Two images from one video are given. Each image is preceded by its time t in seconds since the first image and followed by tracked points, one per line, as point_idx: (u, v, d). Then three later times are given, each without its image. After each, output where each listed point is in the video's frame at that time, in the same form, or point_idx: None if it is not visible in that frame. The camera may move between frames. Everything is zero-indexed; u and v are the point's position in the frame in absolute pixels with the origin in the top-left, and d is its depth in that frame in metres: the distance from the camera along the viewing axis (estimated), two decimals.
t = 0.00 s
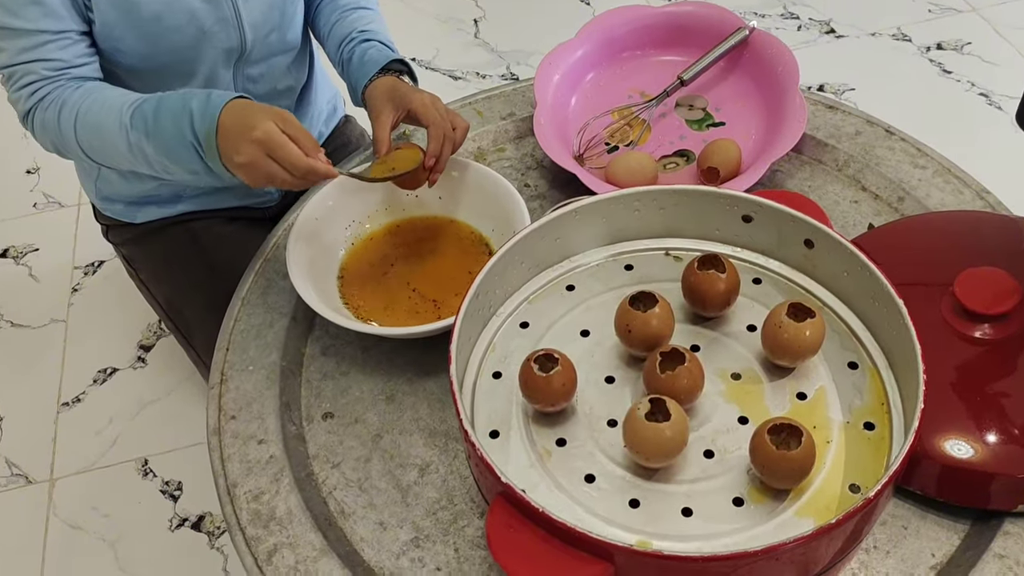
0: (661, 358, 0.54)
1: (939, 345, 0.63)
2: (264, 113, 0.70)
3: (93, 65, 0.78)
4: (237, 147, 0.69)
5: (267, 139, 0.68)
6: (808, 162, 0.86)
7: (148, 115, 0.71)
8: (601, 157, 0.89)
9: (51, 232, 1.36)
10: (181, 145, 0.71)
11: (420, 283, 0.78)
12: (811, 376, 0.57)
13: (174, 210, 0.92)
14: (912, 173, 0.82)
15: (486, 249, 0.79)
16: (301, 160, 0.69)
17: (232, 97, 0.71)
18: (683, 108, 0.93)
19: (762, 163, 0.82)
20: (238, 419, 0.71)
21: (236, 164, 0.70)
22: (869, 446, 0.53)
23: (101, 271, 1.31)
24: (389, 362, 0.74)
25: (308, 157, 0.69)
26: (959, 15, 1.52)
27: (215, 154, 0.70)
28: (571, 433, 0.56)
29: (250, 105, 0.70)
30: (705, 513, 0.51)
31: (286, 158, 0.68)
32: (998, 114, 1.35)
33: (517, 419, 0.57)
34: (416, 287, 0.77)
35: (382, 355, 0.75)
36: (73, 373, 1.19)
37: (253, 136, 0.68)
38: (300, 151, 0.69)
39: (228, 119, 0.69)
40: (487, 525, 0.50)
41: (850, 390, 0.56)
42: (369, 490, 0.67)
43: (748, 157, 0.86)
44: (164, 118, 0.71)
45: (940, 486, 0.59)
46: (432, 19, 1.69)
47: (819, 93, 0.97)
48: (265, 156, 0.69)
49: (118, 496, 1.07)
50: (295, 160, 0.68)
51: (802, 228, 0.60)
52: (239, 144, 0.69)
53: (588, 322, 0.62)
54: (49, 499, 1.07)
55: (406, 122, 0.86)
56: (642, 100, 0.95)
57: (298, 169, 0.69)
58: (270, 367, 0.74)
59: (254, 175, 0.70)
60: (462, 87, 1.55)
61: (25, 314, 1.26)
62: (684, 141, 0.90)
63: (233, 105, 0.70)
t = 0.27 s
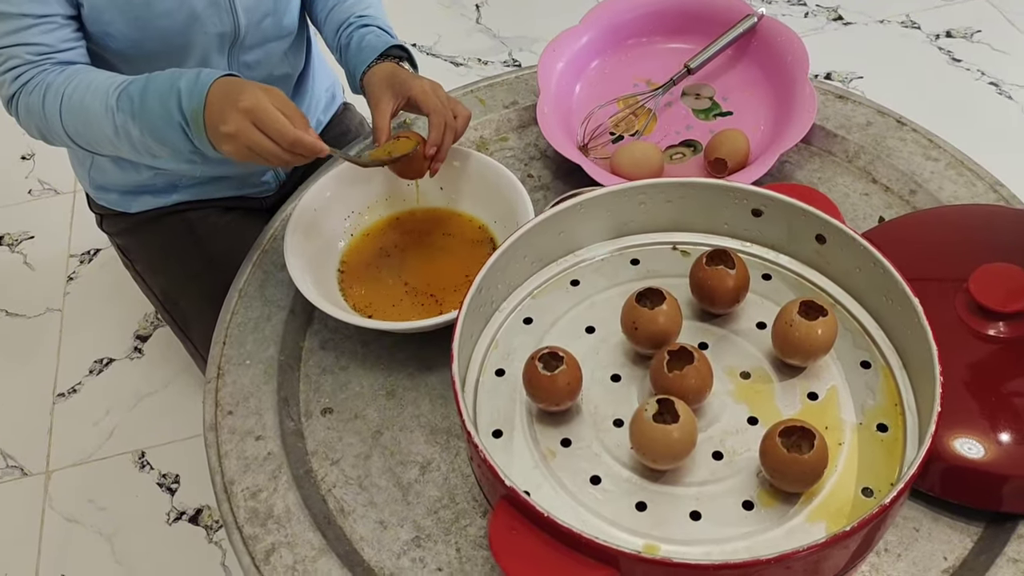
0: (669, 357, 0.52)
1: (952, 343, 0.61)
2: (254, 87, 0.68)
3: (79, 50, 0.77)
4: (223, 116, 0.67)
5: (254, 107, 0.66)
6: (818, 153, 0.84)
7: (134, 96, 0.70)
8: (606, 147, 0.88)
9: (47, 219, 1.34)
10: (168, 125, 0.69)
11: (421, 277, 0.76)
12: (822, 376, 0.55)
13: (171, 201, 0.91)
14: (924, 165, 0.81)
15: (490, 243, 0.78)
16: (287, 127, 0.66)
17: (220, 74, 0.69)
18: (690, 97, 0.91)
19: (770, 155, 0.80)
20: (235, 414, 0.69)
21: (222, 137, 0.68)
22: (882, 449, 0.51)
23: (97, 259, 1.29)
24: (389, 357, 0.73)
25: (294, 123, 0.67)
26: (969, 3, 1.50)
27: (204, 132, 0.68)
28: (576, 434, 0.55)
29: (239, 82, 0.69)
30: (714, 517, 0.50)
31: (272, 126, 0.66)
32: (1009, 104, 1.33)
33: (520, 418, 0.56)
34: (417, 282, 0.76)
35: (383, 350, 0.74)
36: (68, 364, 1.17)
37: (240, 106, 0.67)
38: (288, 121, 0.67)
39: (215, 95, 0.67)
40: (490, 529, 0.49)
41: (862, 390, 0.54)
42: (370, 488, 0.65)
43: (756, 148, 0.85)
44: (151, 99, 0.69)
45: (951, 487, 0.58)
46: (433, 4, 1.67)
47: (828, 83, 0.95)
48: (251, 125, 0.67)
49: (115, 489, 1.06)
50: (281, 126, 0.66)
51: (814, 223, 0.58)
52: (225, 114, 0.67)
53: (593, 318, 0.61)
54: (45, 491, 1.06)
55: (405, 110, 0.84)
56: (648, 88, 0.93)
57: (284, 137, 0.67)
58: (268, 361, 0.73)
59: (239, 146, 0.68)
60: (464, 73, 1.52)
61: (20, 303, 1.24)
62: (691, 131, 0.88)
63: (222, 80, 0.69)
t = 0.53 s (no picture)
0: (696, 371, 0.51)
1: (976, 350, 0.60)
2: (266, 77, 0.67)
3: (80, 55, 0.75)
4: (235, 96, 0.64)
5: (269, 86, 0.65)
6: (834, 154, 0.83)
7: (144, 104, 0.68)
8: (618, 149, 0.87)
9: (46, 221, 1.32)
10: (178, 133, 0.67)
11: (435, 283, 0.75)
12: (850, 388, 0.54)
13: (173, 204, 0.89)
14: (942, 166, 0.79)
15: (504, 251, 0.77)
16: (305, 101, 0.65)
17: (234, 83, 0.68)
18: (702, 98, 0.91)
19: (787, 156, 0.79)
20: (247, 426, 0.68)
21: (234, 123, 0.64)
22: (914, 464, 0.50)
23: (98, 262, 1.28)
24: (402, 366, 0.72)
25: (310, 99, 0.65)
26: None
27: (216, 140, 0.67)
28: (600, 448, 0.53)
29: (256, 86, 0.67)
30: (743, 535, 0.49)
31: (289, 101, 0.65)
32: (1019, 100, 1.32)
33: (542, 432, 0.54)
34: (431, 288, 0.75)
35: (396, 359, 0.73)
36: (71, 369, 1.16)
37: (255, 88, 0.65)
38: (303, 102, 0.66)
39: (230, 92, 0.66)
40: (516, 550, 0.48)
41: (891, 402, 0.53)
42: (385, 501, 0.64)
43: (771, 149, 0.84)
44: (162, 108, 0.67)
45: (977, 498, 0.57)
46: None
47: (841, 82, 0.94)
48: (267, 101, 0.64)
49: (120, 497, 1.04)
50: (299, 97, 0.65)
51: (839, 231, 0.57)
52: (237, 91, 0.64)
53: (613, 328, 0.60)
54: (49, 500, 1.05)
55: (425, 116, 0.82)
56: (660, 88, 0.92)
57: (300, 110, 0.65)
58: (279, 372, 0.71)
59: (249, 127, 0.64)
60: (467, 70, 1.51)
61: (20, 307, 1.23)
62: (703, 132, 0.88)
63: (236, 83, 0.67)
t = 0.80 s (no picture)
0: (708, 376, 0.50)
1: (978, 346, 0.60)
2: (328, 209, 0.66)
3: (92, 66, 0.72)
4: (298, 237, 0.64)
5: (334, 231, 0.64)
6: (827, 148, 0.82)
7: (201, 182, 0.67)
8: (610, 147, 0.86)
9: (18, 228, 1.29)
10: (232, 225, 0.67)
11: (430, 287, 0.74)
12: (860, 388, 0.54)
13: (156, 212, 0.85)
14: (936, 159, 0.79)
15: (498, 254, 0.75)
16: (367, 251, 0.64)
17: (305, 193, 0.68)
18: (693, 93, 0.90)
19: (781, 151, 0.78)
20: (241, 439, 0.66)
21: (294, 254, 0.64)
22: (929, 464, 0.50)
23: (74, 269, 1.24)
24: (399, 373, 0.70)
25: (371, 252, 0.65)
26: None
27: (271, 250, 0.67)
28: (610, 456, 0.52)
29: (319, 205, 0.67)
30: (760, 542, 0.48)
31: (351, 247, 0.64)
32: (999, 89, 1.33)
33: (551, 441, 0.53)
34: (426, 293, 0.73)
35: (392, 366, 0.71)
36: (50, 381, 1.13)
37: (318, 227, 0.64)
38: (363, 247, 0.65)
39: (292, 211, 0.66)
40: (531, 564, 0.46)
41: (902, 402, 0.53)
42: (387, 513, 0.62)
43: (765, 145, 0.83)
44: (220, 193, 0.67)
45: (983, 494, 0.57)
46: None
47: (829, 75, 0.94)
48: (329, 248, 0.64)
49: (105, 511, 1.02)
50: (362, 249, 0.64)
51: (845, 229, 0.56)
52: (302, 235, 0.64)
53: (618, 332, 0.58)
54: (31, 516, 1.02)
55: (438, 104, 0.82)
56: (650, 84, 0.91)
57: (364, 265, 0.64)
58: (273, 382, 0.69)
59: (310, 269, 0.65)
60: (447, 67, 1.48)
61: None
62: (695, 128, 0.87)
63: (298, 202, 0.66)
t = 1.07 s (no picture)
0: (708, 362, 0.50)
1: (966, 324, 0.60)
2: (317, 231, 0.66)
3: (70, 66, 0.71)
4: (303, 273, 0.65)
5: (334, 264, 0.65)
6: (807, 132, 0.82)
7: (183, 187, 0.68)
8: (592, 136, 0.85)
9: None
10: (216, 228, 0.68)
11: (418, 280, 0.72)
12: (856, 369, 0.54)
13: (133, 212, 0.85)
14: (915, 140, 0.80)
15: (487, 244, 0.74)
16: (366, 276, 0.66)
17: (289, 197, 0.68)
18: (673, 80, 0.89)
19: (764, 136, 0.79)
20: (231, 442, 0.65)
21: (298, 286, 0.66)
22: (927, 443, 0.50)
23: (43, 274, 1.21)
24: (389, 370, 0.69)
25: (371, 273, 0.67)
26: None
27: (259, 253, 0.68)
28: (611, 446, 0.52)
29: (300, 214, 0.67)
30: (764, 527, 0.48)
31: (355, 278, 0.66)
32: (967, 70, 1.35)
33: (550, 433, 0.53)
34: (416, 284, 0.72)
35: (381, 362, 0.70)
36: (23, 389, 1.10)
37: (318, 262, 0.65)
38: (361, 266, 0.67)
39: (282, 236, 0.65)
40: (538, 557, 0.46)
41: (898, 382, 0.53)
42: (383, 511, 0.62)
43: (747, 130, 0.83)
44: (205, 198, 0.68)
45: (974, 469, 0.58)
46: None
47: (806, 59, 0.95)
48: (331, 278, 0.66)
49: (87, 520, 1.00)
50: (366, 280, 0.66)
51: (836, 212, 0.56)
52: (300, 268, 0.65)
53: (613, 321, 0.58)
54: (10, 528, 0.99)
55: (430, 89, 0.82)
56: (629, 72, 0.90)
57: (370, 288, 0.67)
58: (261, 383, 0.68)
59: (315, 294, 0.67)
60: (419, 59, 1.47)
61: None
62: (677, 115, 0.86)
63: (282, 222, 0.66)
